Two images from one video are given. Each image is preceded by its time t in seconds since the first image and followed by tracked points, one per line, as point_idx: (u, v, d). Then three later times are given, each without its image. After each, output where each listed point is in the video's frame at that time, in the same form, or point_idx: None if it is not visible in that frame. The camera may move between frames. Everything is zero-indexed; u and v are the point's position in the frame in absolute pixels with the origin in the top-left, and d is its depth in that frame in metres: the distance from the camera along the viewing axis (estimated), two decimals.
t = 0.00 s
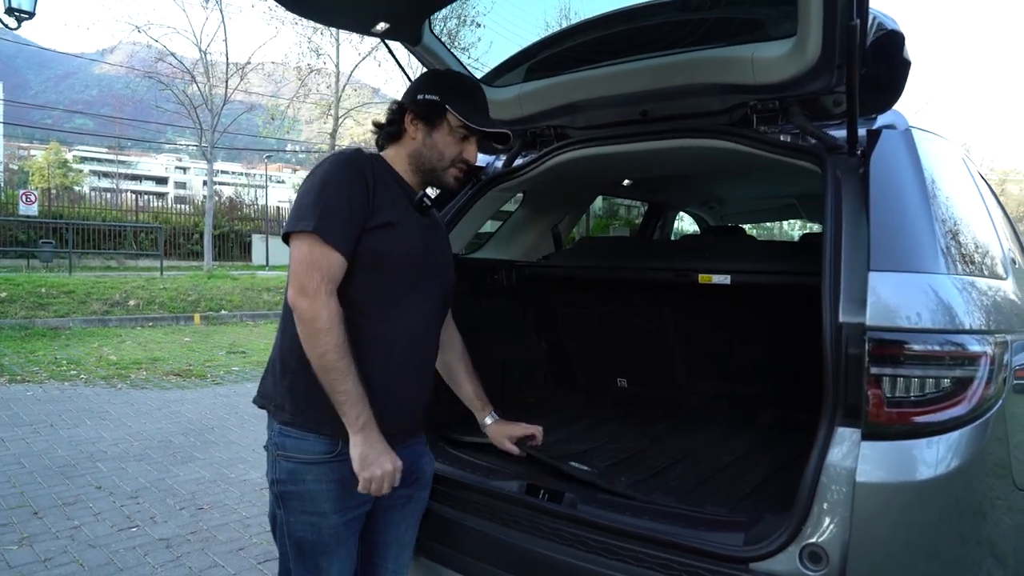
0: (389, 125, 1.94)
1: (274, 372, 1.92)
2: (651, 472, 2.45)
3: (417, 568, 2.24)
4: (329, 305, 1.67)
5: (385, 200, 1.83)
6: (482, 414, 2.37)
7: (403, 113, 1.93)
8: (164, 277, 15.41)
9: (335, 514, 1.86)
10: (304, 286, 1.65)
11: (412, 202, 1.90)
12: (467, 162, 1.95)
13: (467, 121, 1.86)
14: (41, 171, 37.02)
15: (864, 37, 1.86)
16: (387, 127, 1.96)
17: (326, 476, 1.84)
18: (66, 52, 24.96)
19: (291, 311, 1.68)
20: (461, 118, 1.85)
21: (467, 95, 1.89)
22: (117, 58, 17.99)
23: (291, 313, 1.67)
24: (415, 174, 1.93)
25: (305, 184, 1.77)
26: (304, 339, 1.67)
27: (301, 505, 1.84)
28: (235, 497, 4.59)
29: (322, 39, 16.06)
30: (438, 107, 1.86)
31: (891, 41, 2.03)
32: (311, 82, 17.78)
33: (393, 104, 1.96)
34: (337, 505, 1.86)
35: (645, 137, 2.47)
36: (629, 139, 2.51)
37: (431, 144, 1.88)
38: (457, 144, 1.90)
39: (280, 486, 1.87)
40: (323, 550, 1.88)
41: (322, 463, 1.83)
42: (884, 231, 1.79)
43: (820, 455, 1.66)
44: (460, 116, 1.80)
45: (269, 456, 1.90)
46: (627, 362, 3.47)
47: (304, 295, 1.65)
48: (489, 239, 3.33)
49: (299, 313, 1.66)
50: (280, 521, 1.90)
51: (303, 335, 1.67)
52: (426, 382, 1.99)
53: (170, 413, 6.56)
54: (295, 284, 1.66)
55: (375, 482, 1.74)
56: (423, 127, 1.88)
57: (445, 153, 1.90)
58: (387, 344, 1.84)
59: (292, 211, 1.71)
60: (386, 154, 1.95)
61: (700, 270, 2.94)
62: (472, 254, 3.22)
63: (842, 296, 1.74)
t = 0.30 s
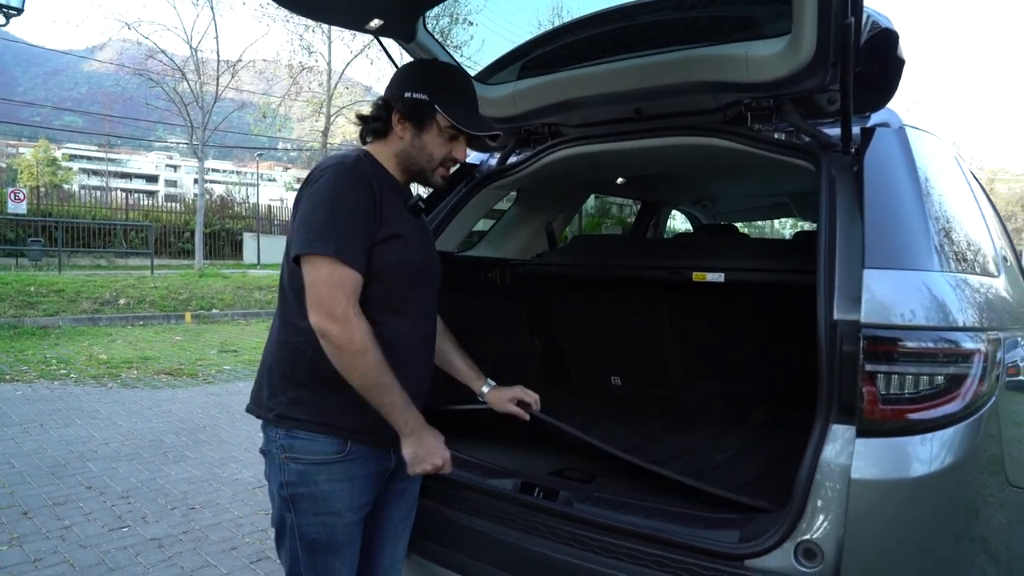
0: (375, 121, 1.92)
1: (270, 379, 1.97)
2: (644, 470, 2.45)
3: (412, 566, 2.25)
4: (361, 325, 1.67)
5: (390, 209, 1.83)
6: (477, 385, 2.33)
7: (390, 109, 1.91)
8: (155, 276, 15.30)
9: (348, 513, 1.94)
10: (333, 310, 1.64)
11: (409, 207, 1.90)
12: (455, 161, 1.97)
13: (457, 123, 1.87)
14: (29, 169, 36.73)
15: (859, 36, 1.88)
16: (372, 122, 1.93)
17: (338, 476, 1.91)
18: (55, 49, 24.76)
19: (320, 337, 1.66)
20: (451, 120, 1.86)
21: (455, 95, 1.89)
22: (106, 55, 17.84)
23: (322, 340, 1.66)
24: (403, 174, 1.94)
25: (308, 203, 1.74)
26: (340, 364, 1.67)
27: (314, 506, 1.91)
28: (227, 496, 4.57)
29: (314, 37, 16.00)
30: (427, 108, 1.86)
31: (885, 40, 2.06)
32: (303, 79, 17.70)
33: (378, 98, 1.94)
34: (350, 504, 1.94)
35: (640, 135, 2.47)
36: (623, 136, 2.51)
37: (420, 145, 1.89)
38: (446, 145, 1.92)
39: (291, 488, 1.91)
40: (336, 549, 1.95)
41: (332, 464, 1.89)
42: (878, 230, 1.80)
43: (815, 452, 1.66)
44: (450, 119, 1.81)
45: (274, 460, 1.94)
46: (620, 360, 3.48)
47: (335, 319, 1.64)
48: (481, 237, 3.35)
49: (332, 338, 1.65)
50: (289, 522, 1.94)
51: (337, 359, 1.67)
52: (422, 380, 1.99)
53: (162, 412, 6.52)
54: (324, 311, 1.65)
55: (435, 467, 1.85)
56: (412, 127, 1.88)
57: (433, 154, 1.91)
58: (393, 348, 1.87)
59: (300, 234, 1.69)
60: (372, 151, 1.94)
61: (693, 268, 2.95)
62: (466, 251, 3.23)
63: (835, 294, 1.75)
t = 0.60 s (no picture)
0: (381, 134, 1.92)
1: (267, 380, 1.96)
2: (638, 468, 2.45)
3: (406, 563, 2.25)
4: (441, 343, 1.79)
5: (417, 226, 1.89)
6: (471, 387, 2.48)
7: (396, 123, 1.91)
8: (146, 274, 15.23)
9: (354, 508, 1.95)
10: (414, 339, 1.74)
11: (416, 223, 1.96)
12: (460, 177, 1.98)
13: (461, 145, 1.86)
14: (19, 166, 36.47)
15: (853, 32, 1.87)
16: (378, 135, 1.94)
17: (343, 472, 1.92)
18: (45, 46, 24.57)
19: (403, 364, 1.76)
20: (455, 141, 1.85)
21: (461, 110, 1.88)
22: (97, 52, 17.71)
23: (407, 365, 1.77)
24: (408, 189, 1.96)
25: (348, 235, 1.76)
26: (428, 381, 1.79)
27: (321, 503, 1.91)
28: (220, 495, 4.55)
29: (306, 34, 15.96)
30: (433, 128, 1.86)
31: (879, 37, 2.06)
32: (295, 76, 17.66)
33: (384, 112, 1.93)
34: (356, 498, 1.96)
35: (634, 132, 2.47)
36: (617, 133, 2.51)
37: (425, 163, 1.90)
38: (452, 162, 1.92)
39: (297, 487, 1.91)
40: (344, 544, 1.96)
41: (335, 460, 1.90)
42: (873, 227, 1.80)
43: (809, 449, 1.66)
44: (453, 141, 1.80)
45: (277, 461, 1.93)
46: (614, 358, 3.48)
47: (417, 346, 1.74)
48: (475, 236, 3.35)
49: (418, 362, 1.76)
50: (294, 522, 1.93)
51: (425, 378, 1.79)
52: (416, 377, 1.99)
53: (153, 411, 6.49)
54: (408, 340, 1.74)
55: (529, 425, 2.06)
56: (417, 145, 1.88)
57: (437, 171, 1.92)
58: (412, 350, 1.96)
59: (353, 273, 1.73)
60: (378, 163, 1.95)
61: (687, 266, 2.96)
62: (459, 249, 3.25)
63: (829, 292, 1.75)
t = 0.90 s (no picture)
0: (409, 152, 1.92)
1: (269, 376, 1.95)
2: (635, 467, 2.44)
3: (403, 561, 2.25)
4: (469, 353, 1.83)
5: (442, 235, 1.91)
6: (456, 418, 2.44)
7: (424, 143, 1.90)
8: (139, 272, 15.16)
9: (356, 505, 1.94)
10: (445, 347, 1.77)
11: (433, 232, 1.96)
12: (480, 202, 1.97)
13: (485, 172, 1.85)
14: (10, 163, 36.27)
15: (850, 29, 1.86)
16: (406, 152, 1.94)
17: (343, 470, 1.91)
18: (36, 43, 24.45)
19: (430, 370, 1.80)
20: (481, 169, 1.84)
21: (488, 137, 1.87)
22: (88, 49, 17.61)
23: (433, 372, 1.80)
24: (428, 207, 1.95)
25: (382, 240, 1.75)
26: (453, 389, 1.83)
27: (324, 502, 1.90)
28: (214, 494, 4.53)
29: (299, 31, 15.91)
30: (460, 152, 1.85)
31: (877, 35, 2.05)
32: (288, 74, 17.60)
33: (414, 130, 1.93)
34: (357, 496, 1.95)
35: (629, 128, 2.47)
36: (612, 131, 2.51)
37: (449, 184, 1.89)
38: (475, 187, 1.91)
39: (298, 486, 1.89)
40: (348, 541, 1.95)
41: (336, 458, 1.89)
42: (870, 224, 1.80)
43: (807, 446, 1.67)
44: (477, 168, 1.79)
45: (276, 461, 1.91)
46: (610, 356, 3.48)
47: (446, 355, 1.78)
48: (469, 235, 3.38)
49: (446, 370, 1.80)
50: (296, 521, 1.92)
51: (451, 387, 1.83)
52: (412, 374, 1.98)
53: (146, 409, 6.46)
54: (438, 348, 1.77)
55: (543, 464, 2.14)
56: (443, 166, 1.88)
57: (460, 194, 1.92)
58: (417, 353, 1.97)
59: (387, 279, 1.73)
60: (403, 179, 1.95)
61: (683, 263, 2.96)
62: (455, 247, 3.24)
63: (827, 290, 1.75)
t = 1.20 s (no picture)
0: (425, 156, 1.94)
1: (273, 367, 1.92)
2: (632, 466, 2.44)
3: (399, 561, 2.24)
4: (458, 353, 1.82)
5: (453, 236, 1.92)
6: (449, 415, 2.45)
7: (441, 148, 1.92)
8: (133, 270, 15.07)
9: (353, 504, 1.93)
10: (433, 345, 1.76)
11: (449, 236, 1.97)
12: (491, 211, 1.97)
13: (499, 178, 1.85)
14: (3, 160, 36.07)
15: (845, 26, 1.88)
16: (422, 157, 1.96)
17: (341, 468, 1.90)
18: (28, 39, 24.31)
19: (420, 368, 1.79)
20: (493, 174, 1.84)
21: (502, 144, 1.87)
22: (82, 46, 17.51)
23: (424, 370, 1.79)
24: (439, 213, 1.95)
25: (398, 234, 1.76)
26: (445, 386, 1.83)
27: (321, 499, 1.89)
28: (208, 493, 4.51)
29: (293, 28, 15.85)
30: (475, 157, 1.86)
31: (876, 32, 2.05)
32: (283, 71, 17.53)
33: (431, 136, 1.96)
34: (354, 494, 1.93)
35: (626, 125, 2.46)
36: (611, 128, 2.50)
37: (462, 189, 1.90)
38: (487, 194, 1.91)
39: (295, 483, 1.88)
40: (344, 540, 1.93)
41: (334, 455, 1.88)
42: (869, 222, 1.79)
43: (805, 443, 1.66)
44: (489, 172, 1.80)
45: (274, 457, 1.91)
46: (606, 354, 3.47)
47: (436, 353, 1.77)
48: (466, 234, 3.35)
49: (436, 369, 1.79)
50: (292, 519, 1.91)
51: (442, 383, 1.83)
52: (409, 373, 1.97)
53: (141, 408, 6.44)
54: (427, 345, 1.76)
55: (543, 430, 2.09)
56: (457, 170, 1.89)
57: (473, 200, 1.92)
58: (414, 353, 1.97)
59: (397, 270, 1.73)
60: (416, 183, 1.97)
61: (680, 261, 2.95)
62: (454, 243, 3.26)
63: (826, 287, 1.74)
